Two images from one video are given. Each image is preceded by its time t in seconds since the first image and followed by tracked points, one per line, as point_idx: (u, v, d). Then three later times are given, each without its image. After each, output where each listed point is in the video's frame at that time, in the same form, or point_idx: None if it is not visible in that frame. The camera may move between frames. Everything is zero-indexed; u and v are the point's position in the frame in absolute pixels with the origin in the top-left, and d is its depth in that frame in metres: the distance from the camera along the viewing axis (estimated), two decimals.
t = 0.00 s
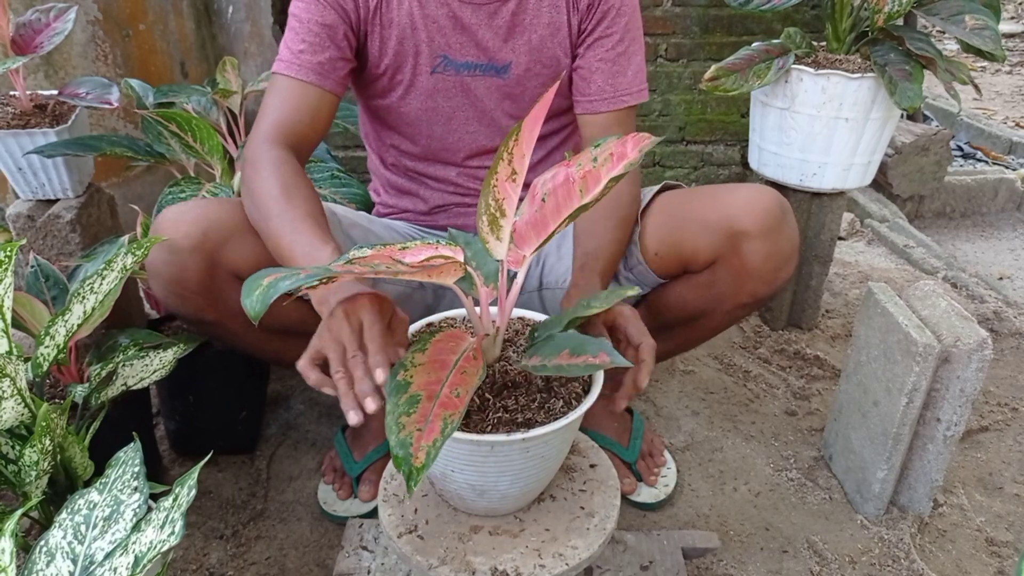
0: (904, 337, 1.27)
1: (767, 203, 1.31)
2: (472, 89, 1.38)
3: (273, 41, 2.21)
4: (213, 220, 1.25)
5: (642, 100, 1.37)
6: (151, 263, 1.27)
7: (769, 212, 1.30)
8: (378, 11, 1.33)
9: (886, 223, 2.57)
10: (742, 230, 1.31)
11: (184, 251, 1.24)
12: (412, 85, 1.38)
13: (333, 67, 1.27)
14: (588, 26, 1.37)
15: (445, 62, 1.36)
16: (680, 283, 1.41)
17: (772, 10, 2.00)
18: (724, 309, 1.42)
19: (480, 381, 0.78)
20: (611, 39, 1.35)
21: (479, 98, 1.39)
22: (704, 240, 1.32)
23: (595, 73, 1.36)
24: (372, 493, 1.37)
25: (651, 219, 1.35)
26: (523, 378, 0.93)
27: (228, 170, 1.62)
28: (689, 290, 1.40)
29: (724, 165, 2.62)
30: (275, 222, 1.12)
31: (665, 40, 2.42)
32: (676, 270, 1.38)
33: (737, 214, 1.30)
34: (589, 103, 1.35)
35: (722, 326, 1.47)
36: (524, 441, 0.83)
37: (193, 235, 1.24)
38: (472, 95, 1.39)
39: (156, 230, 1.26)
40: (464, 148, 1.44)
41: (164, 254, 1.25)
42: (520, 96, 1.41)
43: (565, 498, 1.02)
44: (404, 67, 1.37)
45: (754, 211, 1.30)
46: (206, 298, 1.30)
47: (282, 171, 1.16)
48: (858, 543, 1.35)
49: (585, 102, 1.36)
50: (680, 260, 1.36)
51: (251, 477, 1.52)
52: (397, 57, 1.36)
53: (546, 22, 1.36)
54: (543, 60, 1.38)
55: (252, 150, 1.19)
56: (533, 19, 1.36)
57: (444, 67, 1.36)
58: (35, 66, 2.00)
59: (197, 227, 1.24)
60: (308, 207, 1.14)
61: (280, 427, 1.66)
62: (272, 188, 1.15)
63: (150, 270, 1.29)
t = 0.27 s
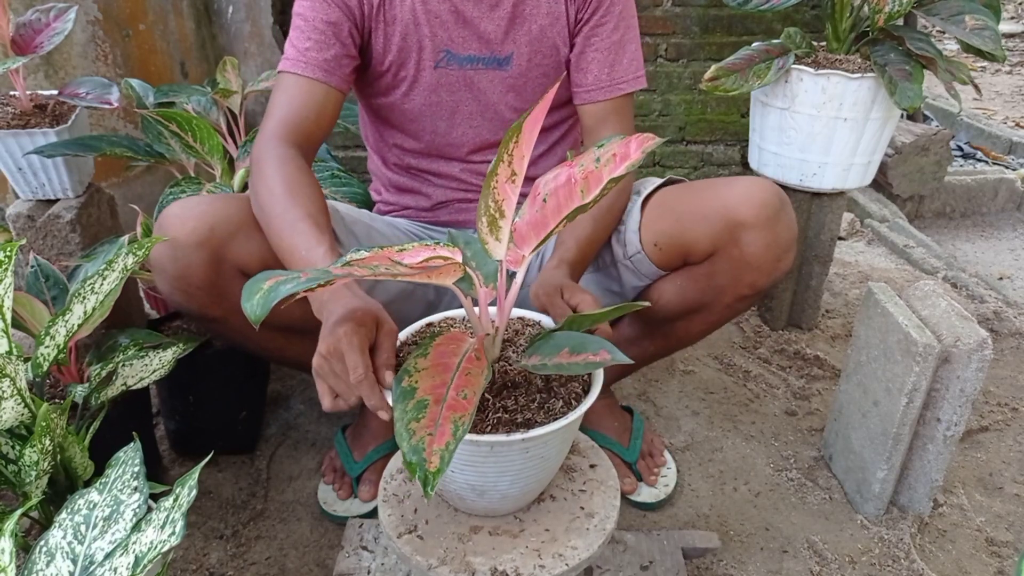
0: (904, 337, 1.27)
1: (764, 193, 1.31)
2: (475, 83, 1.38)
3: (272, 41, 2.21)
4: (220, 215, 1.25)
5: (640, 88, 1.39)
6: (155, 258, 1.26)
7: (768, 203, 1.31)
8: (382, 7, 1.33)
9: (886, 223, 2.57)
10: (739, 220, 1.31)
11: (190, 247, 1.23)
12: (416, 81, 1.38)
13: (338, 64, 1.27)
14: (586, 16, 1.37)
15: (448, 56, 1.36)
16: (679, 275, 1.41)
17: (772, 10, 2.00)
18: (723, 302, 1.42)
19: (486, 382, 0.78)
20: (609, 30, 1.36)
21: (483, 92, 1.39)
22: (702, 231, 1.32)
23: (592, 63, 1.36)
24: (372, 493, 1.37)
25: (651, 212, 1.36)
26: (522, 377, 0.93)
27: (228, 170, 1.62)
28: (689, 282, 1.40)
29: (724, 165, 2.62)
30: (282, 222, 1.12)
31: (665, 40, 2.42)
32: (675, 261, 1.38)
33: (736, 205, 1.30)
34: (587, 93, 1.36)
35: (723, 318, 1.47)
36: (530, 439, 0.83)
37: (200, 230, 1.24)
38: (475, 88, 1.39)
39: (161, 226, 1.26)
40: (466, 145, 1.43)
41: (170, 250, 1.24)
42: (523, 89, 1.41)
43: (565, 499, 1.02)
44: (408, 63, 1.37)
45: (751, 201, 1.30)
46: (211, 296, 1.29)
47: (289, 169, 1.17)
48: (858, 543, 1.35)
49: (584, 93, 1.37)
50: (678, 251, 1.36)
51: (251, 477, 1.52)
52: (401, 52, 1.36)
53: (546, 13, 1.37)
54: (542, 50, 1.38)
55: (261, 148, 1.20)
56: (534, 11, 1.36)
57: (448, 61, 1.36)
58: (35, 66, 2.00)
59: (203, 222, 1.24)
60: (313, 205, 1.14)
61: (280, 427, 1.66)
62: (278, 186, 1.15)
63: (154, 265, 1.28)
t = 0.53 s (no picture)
0: (904, 337, 1.27)
1: (758, 191, 1.31)
2: (476, 85, 1.38)
3: (272, 41, 2.21)
4: (229, 218, 1.25)
5: (637, 96, 1.41)
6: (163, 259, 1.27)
7: (761, 201, 1.30)
8: (382, 9, 1.33)
9: (887, 223, 2.57)
10: (735, 220, 1.31)
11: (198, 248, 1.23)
12: (416, 83, 1.38)
13: (340, 66, 1.27)
14: (586, 24, 1.38)
15: (448, 58, 1.36)
16: (676, 274, 1.41)
17: (772, 10, 2.00)
18: (721, 302, 1.42)
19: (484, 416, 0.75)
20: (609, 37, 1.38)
21: (482, 93, 1.39)
22: (698, 230, 1.33)
23: (593, 69, 1.38)
24: (372, 493, 1.37)
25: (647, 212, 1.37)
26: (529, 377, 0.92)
27: (228, 170, 1.62)
28: (685, 280, 1.40)
29: (724, 165, 2.62)
30: (285, 221, 1.11)
31: (665, 40, 2.42)
32: (673, 259, 1.38)
33: (732, 205, 1.30)
34: (587, 98, 1.38)
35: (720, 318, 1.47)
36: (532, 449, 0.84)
37: (208, 232, 1.23)
38: (475, 90, 1.39)
39: (169, 225, 1.26)
40: (466, 146, 1.44)
41: (177, 251, 1.24)
42: (523, 93, 1.41)
43: (565, 499, 1.02)
44: (408, 65, 1.37)
45: (746, 200, 1.30)
46: (217, 300, 1.30)
47: (291, 169, 1.17)
48: (858, 543, 1.35)
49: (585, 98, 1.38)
50: (673, 250, 1.36)
51: (251, 477, 1.52)
52: (402, 55, 1.36)
53: (547, 19, 1.37)
54: (544, 53, 1.39)
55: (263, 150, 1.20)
56: (534, 16, 1.37)
57: (448, 63, 1.36)
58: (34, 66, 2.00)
59: (212, 225, 1.23)
60: (315, 203, 1.13)
61: (280, 427, 1.66)
62: (280, 186, 1.15)
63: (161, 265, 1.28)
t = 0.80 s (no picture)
0: (904, 336, 1.27)
1: (759, 194, 1.31)
2: (478, 87, 1.39)
3: (272, 40, 2.21)
4: (233, 224, 1.24)
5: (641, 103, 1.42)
6: (166, 263, 1.27)
7: (763, 205, 1.31)
8: (385, 10, 1.33)
9: (886, 223, 2.57)
10: (736, 222, 1.30)
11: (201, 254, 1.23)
12: (419, 84, 1.38)
13: (340, 68, 1.27)
14: (592, 30, 1.38)
15: (451, 61, 1.36)
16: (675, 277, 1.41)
17: (772, 10, 2.00)
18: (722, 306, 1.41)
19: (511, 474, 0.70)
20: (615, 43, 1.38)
21: (485, 96, 1.39)
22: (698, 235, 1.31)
23: (599, 76, 1.38)
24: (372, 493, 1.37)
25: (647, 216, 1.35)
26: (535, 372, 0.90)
27: (228, 170, 1.62)
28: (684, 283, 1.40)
29: (724, 165, 2.62)
30: (285, 221, 1.11)
31: (665, 40, 2.42)
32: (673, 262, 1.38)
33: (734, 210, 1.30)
34: (593, 105, 1.39)
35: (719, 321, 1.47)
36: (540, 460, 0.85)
37: (212, 239, 1.23)
38: (478, 93, 1.39)
39: (171, 231, 1.25)
40: (467, 148, 1.44)
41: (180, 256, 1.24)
42: (526, 96, 1.42)
43: (565, 499, 1.02)
44: (411, 67, 1.37)
45: (747, 202, 1.30)
46: (220, 305, 1.30)
47: (289, 169, 1.17)
48: (858, 543, 1.35)
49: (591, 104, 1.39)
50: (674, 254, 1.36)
51: (251, 477, 1.52)
52: (405, 56, 1.35)
53: (552, 24, 1.37)
54: (548, 57, 1.39)
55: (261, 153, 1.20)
56: (539, 20, 1.36)
57: (451, 65, 1.36)
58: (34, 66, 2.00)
59: (216, 231, 1.23)
60: (316, 204, 1.13)
61: (280, 427, 1.66)
62: (278, 186, 1.15)
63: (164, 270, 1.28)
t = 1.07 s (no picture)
0: (904, 336, 1.27)
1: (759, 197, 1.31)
2: (478, 88, 1.39)
3: (272, 40, 2.21)
4: (231, 224, 1.24)
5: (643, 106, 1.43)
6: (162, 264, 1.26)
7: (766, 211, 1.31)
8: (384, 10, 1.32)
9: (886, 223, 2.57)
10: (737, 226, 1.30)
11: (198, 254, 1.23)
12: (418, 85, 1.38)
13: (338, 68, 1.27)
14: (595, 32, 1.38)
15: (451, 62, 1.36)
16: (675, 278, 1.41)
17: (772, 10, 2.00)
18: (723, 307, 1.41)
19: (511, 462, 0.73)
20: (617, 47, 1.39)
21: (484, 97, 1.39)
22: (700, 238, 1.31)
23: (601, 80, 1.39)
24: (372, 493, 1.37)
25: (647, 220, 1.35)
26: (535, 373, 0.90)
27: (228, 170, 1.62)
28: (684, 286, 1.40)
29: (724, 165, 2.62)
30: (285, 222, 1.11)
31: (665, 40, 2.42)
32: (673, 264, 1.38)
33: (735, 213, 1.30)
34: (594, 109, 1.40)
35: (720, 323, 1.46)
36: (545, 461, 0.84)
37: (210, 239, 1.23)
38: (477, 94, 1.39)
39: (169, 231, 1.24)
40: (466, 149, 1.44)
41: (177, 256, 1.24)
42: (526, 98, 1.42)
43: (565, 499, 1.02)
44: (410, 68, 1.36)
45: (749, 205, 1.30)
46: (217, 306, 1.30)
47: (287, 170, 1.17)
48: (858, 543, 1.35)
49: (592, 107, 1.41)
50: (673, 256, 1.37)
51: (251, 477, 1.52)
52: (404, 56, 1.35)
53: (553, 26, 1.37)
54: (548, 59, 1.39)
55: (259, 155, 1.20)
56: (541, 23, 1.36)
57: (451, 66, 1.36)
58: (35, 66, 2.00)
59: (214, 232, 1.23)
60: (316, 205, 1.13)
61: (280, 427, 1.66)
62: (275, 187, 1.15)
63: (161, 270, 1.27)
